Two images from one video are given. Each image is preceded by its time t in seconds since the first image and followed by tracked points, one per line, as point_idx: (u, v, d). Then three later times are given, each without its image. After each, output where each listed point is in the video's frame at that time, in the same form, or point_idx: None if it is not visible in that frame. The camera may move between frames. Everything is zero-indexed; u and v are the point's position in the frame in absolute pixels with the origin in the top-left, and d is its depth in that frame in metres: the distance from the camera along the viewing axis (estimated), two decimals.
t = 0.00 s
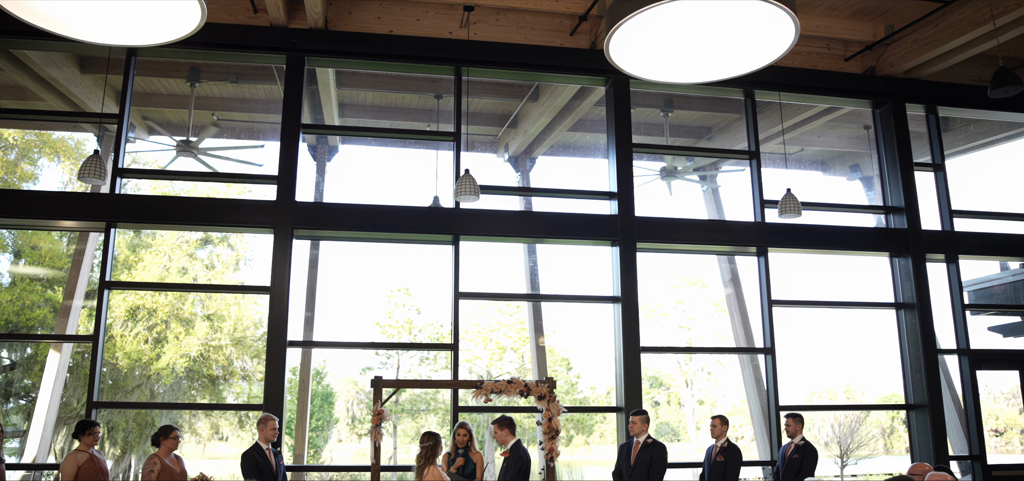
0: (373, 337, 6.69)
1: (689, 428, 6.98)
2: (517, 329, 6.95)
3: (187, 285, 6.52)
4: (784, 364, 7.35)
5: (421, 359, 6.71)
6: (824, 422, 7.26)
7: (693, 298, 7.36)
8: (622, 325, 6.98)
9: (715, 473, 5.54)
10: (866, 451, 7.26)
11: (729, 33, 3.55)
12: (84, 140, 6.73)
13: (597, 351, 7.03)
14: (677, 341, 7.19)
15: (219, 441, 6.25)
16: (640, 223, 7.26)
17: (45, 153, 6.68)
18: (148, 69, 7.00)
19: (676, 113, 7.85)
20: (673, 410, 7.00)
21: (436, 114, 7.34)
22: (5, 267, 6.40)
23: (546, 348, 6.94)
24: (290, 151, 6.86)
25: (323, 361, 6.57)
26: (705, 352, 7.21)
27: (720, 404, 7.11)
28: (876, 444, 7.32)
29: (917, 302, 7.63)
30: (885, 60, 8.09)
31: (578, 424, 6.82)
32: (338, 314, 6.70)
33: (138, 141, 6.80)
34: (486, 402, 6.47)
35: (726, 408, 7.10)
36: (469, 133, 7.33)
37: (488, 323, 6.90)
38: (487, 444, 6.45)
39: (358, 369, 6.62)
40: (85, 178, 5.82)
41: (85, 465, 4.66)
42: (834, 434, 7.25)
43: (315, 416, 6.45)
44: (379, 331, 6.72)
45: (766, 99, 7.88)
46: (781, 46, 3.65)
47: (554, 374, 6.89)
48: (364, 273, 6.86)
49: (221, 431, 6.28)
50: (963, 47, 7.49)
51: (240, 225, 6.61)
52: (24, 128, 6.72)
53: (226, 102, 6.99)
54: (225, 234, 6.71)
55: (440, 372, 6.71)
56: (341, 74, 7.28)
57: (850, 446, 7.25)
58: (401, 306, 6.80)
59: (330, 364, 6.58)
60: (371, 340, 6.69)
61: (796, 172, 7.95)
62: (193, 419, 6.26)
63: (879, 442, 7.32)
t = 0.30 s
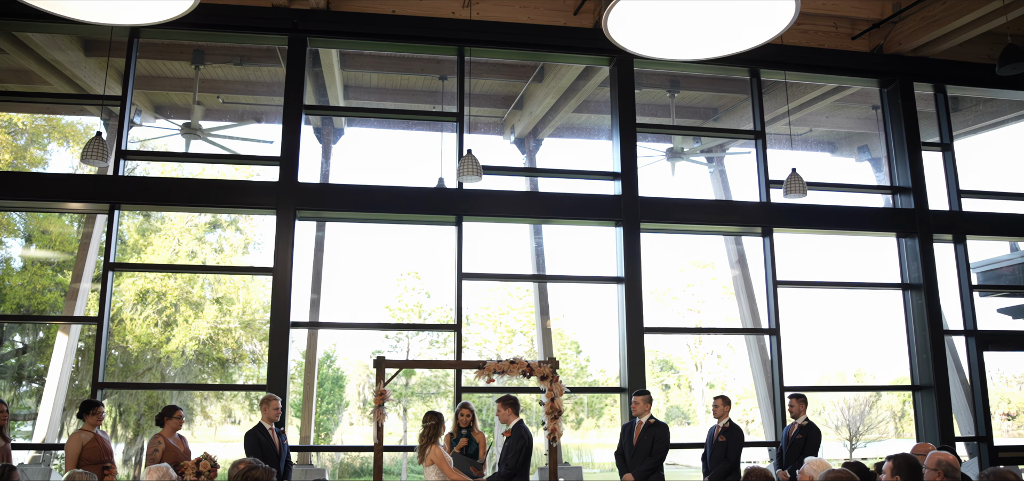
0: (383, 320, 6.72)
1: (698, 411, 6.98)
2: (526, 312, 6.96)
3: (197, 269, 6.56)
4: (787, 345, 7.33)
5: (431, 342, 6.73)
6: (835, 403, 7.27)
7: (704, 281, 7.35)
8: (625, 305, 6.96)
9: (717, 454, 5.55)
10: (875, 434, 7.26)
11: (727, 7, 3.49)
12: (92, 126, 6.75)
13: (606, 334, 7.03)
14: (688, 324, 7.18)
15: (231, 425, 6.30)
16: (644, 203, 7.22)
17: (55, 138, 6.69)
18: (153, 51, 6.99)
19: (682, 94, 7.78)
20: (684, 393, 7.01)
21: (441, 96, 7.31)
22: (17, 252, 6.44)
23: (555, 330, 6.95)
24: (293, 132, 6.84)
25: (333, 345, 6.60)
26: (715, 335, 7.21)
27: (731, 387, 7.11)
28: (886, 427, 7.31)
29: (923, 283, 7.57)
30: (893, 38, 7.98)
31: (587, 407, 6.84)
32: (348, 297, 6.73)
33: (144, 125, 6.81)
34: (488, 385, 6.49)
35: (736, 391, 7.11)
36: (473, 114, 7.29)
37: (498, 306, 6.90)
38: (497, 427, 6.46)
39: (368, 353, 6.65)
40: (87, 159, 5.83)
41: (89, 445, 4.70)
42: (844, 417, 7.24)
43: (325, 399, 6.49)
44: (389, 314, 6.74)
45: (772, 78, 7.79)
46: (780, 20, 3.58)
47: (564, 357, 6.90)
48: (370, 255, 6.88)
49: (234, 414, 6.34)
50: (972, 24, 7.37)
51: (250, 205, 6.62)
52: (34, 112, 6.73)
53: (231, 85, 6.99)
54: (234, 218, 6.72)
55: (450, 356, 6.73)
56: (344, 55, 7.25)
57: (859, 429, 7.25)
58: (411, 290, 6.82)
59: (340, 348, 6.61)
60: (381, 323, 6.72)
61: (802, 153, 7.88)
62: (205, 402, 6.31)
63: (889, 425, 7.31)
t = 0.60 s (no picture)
0: (392, 305, 6.73)
1: (708, 395, 6.98)
2: (538, 297, 6.96)
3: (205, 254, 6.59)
4: (793, 328, 7.31)
5: (442, 328, 6.74)
6: (846, 387, 7.24)
7: (713, 264, 7.32)
8: (628, 287, 6.95)
9: (719, 436, 5.56)
10: (884, 418, 7.25)
11: None
12: (99, 111, 6.75)
13: (614, 318, 7.03)
14: (697, 308, 7.17)
15: (243, 409, 6.34)
16: (647, 184, 7.18)
17: (63, 124, 6.71)
18: (156, 36, 6.99)
19: (688, 76, 7.71)
20: (694, 377, 7.00)
21: (444, 79, 7.27)
22: (27, 238, 6.47)
23: (564, 314, 6.96)
24: (295, 115, 6.82)
25: (343, 330, 6.63)
26: (724, 319, 7.20)
27: (741, 371, 7.10)
28: (897, 411, 7.31)
29: (929, 265, 7.52)
30: (900, 18, 7.89)
31: (596, 391, 6.84)
32: (357, 282, 6.75)
33: (149, 110, 6.80)
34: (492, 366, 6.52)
35: (746, 376, 7.09)
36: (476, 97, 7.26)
37: (507, 291, 6.90)
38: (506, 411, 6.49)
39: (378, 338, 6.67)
40: (90, 143, 5.84)
41: (93, 427, 4.75)
42: (855, 401, 7.22)
43: (334, 384, 6.52)
44: (398, 299, 6.75)
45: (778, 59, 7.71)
46: None
47: (574, 341, 6.92)
48: (375, 239, 6.88)
49: (245, 399, 6.38)
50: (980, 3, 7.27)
51: (256, 189, 6.63)
52: (43, 98, 6.74)
53: (235, 69, 6.97)
54: (243, 203, 6.73)
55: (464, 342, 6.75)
56: (348, 38, 7.22)
57: (869, 414, 7.22)
58: (420, 274, 6.83)
59: (349, 333, 6.63)
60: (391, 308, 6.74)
61: (808, 135, 7.81)
62: (215, 386, 6.35)
63: (900, 409, 7.29)
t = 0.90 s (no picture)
0: (401, 289, 6.74)
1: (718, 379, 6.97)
2: (549, 282, 6.95)
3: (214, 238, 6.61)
4: (798, 310, 7.27)
5: (453, 313, 6.76)
6: (855, 371, 7.22)
7: (723, 248, 7.27)
8: (631, 269, 6.93)
9: (721, 417, 5.58)
10: (894, 402, 7.26)
11: None
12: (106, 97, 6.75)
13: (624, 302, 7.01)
14: (707, 292, 7.14)
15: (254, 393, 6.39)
16: (650, 165, 7.15)
17: (72, 110, 6.72)
18: (159, 20, 6.97)
19: (694, 57, 7.63)
20: (704, 361, 6.98)
21: (448, 61, 7.22)
22: (37, 224, 6.51)
23: (574, 298, 6.92)
24: (296, 97, 6.80)
25: (353, 314, 6.65)
26: (734, 302, 7.17)
27: (750, 355, 7.08)
28: (907, 395, 7.32)
29: (936, 247, 7.46)
30: None
31: (605, 375, 6.83)
32: (365, 266, 6.76)
33: (154, 94, 6.80)
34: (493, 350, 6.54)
35: (755, 361, 7.07)
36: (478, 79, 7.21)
37: (516, 275, 6.89)
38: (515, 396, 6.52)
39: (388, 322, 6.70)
40: (91, 127, 5.86)
41: (96, 409, 4.80)
42: (865, 385, 7.21)
43: (345, 368, 6.56)
44: (407, 283, 6.75)
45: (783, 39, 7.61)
46: None
47: (584, 325, 6.90)
48: (379, 222, 6.88)
49: (256, 383, 6.42)
50: None
51: (262, 172, 6.64)
52: (51, 83, 6.74)
53: (242, 53, 6.95)
54: (250, 188, 6.73)
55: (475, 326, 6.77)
56: (351, 21, 7.18)
57: (879, 398, 7.23)
58: (429, 259, 6.83)
59: (359, 317, 6.66)
60: (401, 294, 6.75)
61: (813, 116, 7.73)
62: (225, 370, 6.38)
63: (910, 393, 7.31)
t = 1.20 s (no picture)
0: (411, 275, 6.76)
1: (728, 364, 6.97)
2: (560, 267, 6.95)
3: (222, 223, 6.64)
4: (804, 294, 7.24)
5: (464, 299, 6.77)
6: (865, 356, 7.20)
7: (733, 232, 7.25)
8: (636, 252, 6.91)
9: (724, 401, 5.58)
10: (906, 387, 7.23)
11: None
12: (113, 83, 6.75)
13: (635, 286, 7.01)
14: (717, 276, 7.12)
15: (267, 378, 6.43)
16: (654, 147, 7.11)
17: (81, 97, 6.74)
18: (163, 5, 6.96)
19: (701, 39, 7.55)
20: (714, 346, 6.96)
21: (452, 44, 7.19)
22: (48, 210, 6.55)
23: (583, 283, 6.94)
24: (299, 81, 6.80)
25: (363, 300, 6.68)
26: (745, 287, 7.15)
27: (761, 340, 7.07)
28: (919, 380, 7.29)
29: (943, 229, 7.40)
30: None
31: (614, 360, 6.85)
32: (374, 251, 6.77)
33: (161, 79, 6.81)
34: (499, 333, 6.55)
35: (765, 346, 7.06)
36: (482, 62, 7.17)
37: (526, 260, 6.90)
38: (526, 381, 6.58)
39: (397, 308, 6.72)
40: (94, 112, 5.87)
41: (102, 392, 4.85)
42: (876, 370, 7.19)
43: (355, 353, 6.59)
44: (417, 269, 6.77)
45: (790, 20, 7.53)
46: None
47: (594, 310, 6.91)
48: (385, 206, 6.88)
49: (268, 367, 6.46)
50: None
51: (269, 156, 6.65)
52: (60, 70, 6.76)
53: (247, 38, 6.94)
54: (259, 174, 6.75)
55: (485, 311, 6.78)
56: (355, 4, 7.15)
57: (890, 383, 7.21)
58: (439, 244, 6.84)
59: (370, 302, 6.69)
60: (411, 279, 6.77)
61: (820, 98, 7.65)
62: (236, 355, 6.43)
63: (921, 378, 7.28)
